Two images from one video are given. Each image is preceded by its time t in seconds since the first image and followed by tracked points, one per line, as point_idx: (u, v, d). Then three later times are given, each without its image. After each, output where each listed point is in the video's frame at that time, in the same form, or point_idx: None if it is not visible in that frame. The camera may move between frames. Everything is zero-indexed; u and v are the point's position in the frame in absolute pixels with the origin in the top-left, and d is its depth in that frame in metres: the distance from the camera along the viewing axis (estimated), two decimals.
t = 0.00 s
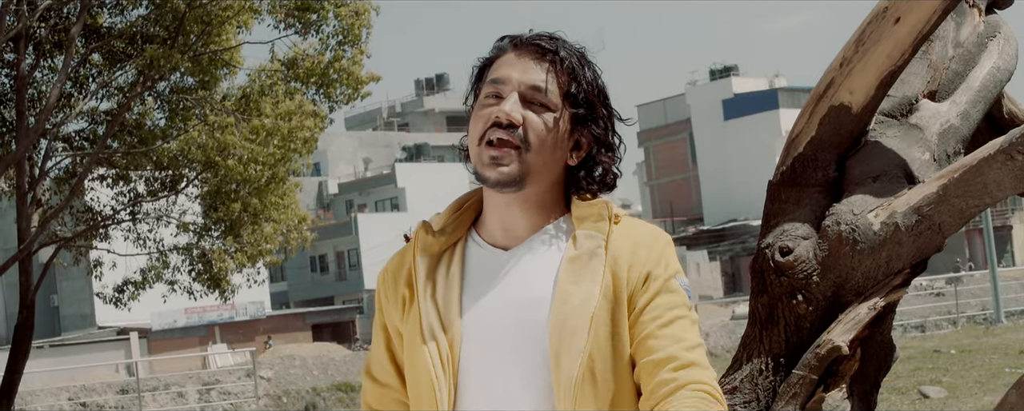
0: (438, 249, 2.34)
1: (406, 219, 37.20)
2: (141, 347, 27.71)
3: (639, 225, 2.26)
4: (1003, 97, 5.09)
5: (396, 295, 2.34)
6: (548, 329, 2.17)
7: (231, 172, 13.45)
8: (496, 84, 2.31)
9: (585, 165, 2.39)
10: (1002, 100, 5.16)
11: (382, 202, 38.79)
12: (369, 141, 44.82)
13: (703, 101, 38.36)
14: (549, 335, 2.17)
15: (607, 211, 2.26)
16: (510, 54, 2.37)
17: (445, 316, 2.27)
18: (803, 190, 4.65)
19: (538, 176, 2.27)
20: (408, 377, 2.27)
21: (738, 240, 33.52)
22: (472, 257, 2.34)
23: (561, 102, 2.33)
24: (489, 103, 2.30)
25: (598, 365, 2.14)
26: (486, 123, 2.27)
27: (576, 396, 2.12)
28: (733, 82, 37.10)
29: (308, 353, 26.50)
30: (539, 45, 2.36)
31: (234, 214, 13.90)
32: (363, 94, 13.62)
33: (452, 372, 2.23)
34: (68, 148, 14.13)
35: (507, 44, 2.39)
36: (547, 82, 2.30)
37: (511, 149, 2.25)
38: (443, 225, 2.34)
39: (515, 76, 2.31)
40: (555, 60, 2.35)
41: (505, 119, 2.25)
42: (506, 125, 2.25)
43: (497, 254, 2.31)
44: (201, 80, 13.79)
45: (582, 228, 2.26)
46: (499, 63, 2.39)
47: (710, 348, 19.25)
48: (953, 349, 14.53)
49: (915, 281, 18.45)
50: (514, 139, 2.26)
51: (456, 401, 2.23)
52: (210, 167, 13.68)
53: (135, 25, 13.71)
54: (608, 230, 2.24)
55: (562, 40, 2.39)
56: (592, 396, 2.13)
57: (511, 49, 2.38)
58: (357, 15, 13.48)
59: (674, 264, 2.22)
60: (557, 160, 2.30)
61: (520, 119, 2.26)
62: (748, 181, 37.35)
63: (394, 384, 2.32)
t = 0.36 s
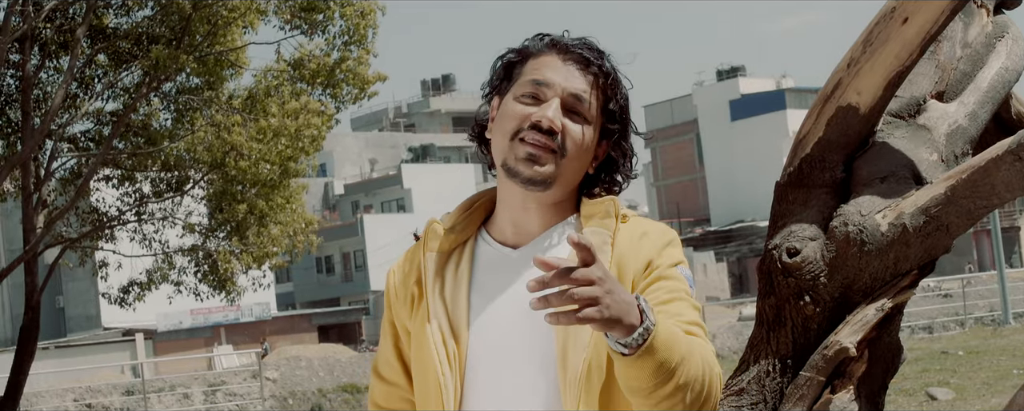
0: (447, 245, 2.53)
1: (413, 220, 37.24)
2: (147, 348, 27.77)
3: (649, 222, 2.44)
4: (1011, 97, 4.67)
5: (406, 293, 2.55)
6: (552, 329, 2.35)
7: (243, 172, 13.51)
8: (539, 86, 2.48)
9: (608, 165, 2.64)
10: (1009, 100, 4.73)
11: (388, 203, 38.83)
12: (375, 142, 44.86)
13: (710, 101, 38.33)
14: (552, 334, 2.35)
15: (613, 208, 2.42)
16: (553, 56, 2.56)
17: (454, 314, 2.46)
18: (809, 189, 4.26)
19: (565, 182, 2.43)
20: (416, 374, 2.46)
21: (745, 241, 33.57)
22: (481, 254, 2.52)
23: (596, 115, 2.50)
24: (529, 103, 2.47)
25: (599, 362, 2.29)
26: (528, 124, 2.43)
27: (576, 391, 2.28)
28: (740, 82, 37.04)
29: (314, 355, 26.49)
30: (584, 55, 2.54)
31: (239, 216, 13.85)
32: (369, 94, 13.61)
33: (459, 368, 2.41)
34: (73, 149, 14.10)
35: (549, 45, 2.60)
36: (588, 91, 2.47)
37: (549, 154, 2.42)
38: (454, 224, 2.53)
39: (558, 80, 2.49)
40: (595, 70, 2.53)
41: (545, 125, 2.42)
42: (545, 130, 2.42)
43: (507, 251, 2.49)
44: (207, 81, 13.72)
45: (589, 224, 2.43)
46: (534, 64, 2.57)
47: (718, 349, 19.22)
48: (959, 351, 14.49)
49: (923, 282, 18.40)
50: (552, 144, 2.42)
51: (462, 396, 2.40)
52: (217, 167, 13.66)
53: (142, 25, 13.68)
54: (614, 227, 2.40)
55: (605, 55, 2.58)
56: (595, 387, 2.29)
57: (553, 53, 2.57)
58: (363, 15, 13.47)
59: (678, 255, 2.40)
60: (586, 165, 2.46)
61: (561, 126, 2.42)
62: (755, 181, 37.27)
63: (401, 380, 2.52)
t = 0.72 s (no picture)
0: (461, 244, 2.56)
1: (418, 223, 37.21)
2: (152, 350, 27.79)
3: (659, 222, 2.44)
4: None
5: (417, 293, 2.55)
6: (564, 324, 2.37)
7: (246, 175, 13.46)
8: (567, 83, 2.53)
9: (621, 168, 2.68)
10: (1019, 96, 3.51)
11: (393, 206, 38.81)
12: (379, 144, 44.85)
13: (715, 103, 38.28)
14: (564, 329, 2.37)
15: (623, 205, 2.42)
16: (574, 58, 2.62)
17: (466, 312, 2.47)
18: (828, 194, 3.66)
19: (584, 178, 2.46)
20: (426, 373, 2.46)
21: (751, 244, 33.48)
22: (492, 254, 2.56)
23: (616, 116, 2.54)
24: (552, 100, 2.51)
25: (607, 359, 2.28)
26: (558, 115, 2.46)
27: (586, 386, 2.28)
28: (746, 84, 36.98)
29: (320, 358, 26.45)
30: (608, 59, 2.59)
31: (245, 218, 13.85)
32: (374, 96, 13.60)
33: (469, 364, 2.42)
34: (79, 152, 14.10)
35: (571, 46, 2.65)
36: (611, 91, 2.52)
37: (573, 149, 2.44)
38: (465, 225, 2.57)
39: (585, 81, 2.53)
40: (617, 74, 2.59)
41: (570, 119, 2.45)
42: (572, 123, 2.45)
43: (516, 250, 2.52)
44: (212, 83, 13.73)
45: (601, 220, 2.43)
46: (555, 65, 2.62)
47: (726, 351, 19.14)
48: (967, 354, 14.39)
49: (930, 285, 18.32)
50: (578, 139, 2.45)
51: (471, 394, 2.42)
52: (222, 170, 13.65)
53: (146, 27, 13.66)
54: (624, 225, 2.40)
55: (628, 62, 2.63)
56: (602, 383, 2.28)
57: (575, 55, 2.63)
58: (368, 16, 13.45)
59: (685, 250, 2.38)
60: (603, 163, 2.49)
61: (583, 121, 2.45)
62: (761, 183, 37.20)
63: (412, 378, 2.53)
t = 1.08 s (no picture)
0: (466, 250, 2.53)
1: (422, 227, 37.20)
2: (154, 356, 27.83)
3: (665, 228, 2.41)
4: None
5: (423, 299, 2.53)
6: (572, 329, 2.34)
7: (248, 179, 13.50)
8: (562, 88, 2.52)
9: (630, 173, 2.64)
10: None
11: (397, 210, 38.80)
12: (384, 149, 44.85)
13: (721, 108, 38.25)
14: (572, 335, 2.34)
15: (631, 212, 2.38)
16: (574, 64, 2.60)
17: (473, 315, 2.45)
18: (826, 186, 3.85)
19: (585, 180, 2.44)
20: (433, 378, 2.44)
21: (756, 248, 33.40)
22: (499, 260, 2.53)
23: (616, 117, 2.52)
24: (551, 105, 2.50)
25: (614, 364, 2.26)
26: (555, 121, 2.45)
27: (596, 391, 2.26)
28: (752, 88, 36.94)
29: (324, 362, 26.41)
30: (604, 60, 2.58)
31: (250, 223, 13.81)
32: (379, 99, 13.58)
33: (476, 370, 2.39)
34: (82, 156, 14.09)
35: (568, 51, 2.62)
36: (609, 94, 2.51)
37: (571, 151, 2.44)
38: (473, 230, 2.54)
39: (581, 84, 2.52)
40: (616, 75, 2.57)
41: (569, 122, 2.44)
42: (571, 127, 2.45)
43: (525, 256, 2.50)
44: (217, 87, 13.73)
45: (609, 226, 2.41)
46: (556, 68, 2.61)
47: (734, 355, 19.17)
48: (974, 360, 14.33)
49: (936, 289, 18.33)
50: (576, 143, 2.45)
51: (479, 398, 2.39)
52: (226, 174, 13.62)
53: (150, 32, 13.66)
54: (632, 231, 2.38)
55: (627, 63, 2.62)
56: (610, 389, 2.26)
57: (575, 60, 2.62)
58: (372, 19, 13.42)
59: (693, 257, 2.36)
60: (606, 165, 2.48)
61: (582, 124, 2.45)
62: (766, 187, 37.15)
63: (418, 383, 2.50)
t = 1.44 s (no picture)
0: (469, 253, 2.45)
1: (426, 227, 37.23)
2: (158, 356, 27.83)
3: (670, 231, 2.35)
4: None
5: (428, 298, 2.46)
6: (577, 333, 2.27)
7: (251, 178, 13.38)
8: (539, 85, 2.40)
9: (633, 170, 2.48)
10: None
11: (402, 210, 38.84)
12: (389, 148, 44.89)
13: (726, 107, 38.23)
14: (577, 338, 2.27)
15: (639, 216, 2.33)
16: (558, 58, 2.48)
17: (475, 315, 2.38)
18: (828, 197, 4.25)
19: (566, 177, 2.34)
20: (436, 381, 2.37)
21: (761, 248, 33.40)
22: (502, 261, 2.45)
23: (599, 109, 2.39)
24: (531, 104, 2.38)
25: (620, 367, 2.19)
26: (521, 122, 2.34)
27: (598, 398, 2.19)
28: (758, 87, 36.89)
29: (328, 362, 26.43)
30: (586, 51, 2.48)
31: (254, 222, 13.82)
32: (384, 97, 13.55)
33: (479, 371, 2.32)
34: (86, 156, 14.08)
35: (559, 50, 2.51)
36: (584, 85, 2.39)
37: (540, 148, 2.33)
38: (478, 228, 2.45)
39: (556, 77, 2.41)
40: (600, 68, 2.45)
41: (538, 119, 2.33)
42: (538, 124, 2.33)
43: (530, 257, 2.41)
44: (221, 87, 13.70)
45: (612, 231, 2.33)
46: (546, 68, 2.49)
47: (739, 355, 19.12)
48: (979, 360, 14.29)
49: (942, 290, 18.28)
50: (546, 139, 2.33)
51: (482, 398, 2.32)
52: (230, 174, 13.54)
53: (154, 31, 13.61)
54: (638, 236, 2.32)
55: (612, 50, 2.50)
56: (616, 395, 2.19)
57: (559, 55, 2.50)
58: (377, 19, 13.43)
59: (700, 261, 2.32)
60: (591, 164, 2.37)
61: (553, 120, 2.33)
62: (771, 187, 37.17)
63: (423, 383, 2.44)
